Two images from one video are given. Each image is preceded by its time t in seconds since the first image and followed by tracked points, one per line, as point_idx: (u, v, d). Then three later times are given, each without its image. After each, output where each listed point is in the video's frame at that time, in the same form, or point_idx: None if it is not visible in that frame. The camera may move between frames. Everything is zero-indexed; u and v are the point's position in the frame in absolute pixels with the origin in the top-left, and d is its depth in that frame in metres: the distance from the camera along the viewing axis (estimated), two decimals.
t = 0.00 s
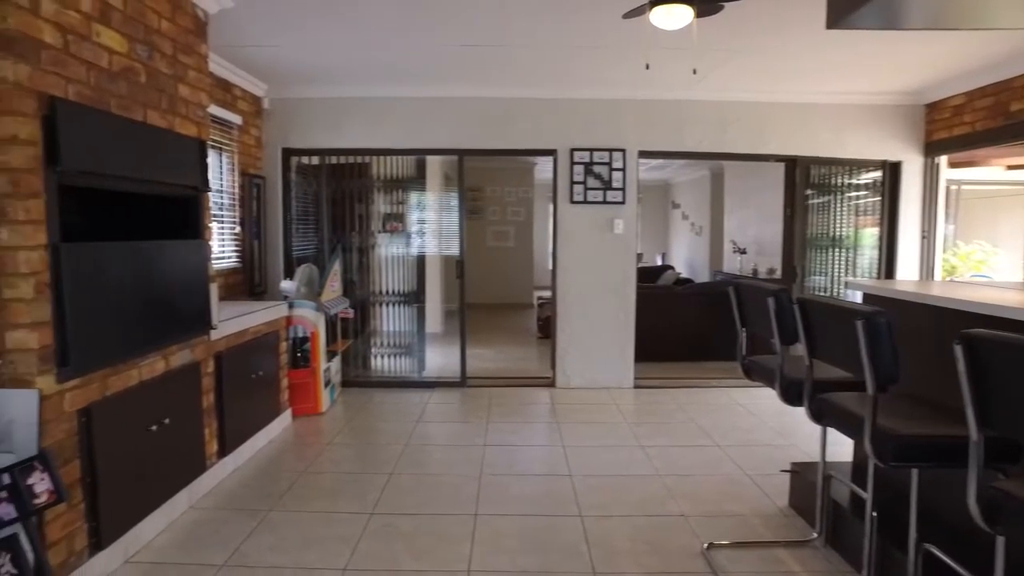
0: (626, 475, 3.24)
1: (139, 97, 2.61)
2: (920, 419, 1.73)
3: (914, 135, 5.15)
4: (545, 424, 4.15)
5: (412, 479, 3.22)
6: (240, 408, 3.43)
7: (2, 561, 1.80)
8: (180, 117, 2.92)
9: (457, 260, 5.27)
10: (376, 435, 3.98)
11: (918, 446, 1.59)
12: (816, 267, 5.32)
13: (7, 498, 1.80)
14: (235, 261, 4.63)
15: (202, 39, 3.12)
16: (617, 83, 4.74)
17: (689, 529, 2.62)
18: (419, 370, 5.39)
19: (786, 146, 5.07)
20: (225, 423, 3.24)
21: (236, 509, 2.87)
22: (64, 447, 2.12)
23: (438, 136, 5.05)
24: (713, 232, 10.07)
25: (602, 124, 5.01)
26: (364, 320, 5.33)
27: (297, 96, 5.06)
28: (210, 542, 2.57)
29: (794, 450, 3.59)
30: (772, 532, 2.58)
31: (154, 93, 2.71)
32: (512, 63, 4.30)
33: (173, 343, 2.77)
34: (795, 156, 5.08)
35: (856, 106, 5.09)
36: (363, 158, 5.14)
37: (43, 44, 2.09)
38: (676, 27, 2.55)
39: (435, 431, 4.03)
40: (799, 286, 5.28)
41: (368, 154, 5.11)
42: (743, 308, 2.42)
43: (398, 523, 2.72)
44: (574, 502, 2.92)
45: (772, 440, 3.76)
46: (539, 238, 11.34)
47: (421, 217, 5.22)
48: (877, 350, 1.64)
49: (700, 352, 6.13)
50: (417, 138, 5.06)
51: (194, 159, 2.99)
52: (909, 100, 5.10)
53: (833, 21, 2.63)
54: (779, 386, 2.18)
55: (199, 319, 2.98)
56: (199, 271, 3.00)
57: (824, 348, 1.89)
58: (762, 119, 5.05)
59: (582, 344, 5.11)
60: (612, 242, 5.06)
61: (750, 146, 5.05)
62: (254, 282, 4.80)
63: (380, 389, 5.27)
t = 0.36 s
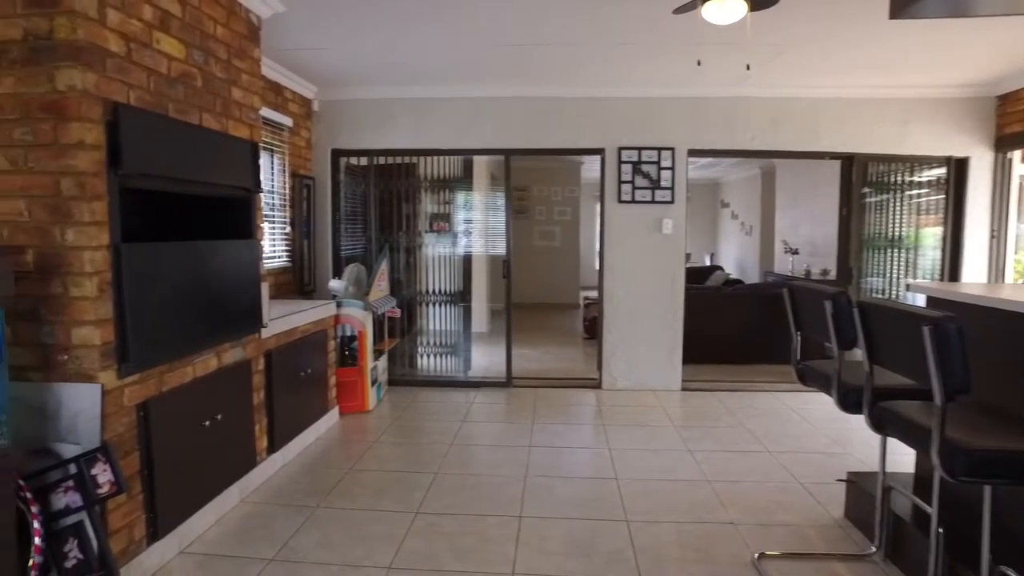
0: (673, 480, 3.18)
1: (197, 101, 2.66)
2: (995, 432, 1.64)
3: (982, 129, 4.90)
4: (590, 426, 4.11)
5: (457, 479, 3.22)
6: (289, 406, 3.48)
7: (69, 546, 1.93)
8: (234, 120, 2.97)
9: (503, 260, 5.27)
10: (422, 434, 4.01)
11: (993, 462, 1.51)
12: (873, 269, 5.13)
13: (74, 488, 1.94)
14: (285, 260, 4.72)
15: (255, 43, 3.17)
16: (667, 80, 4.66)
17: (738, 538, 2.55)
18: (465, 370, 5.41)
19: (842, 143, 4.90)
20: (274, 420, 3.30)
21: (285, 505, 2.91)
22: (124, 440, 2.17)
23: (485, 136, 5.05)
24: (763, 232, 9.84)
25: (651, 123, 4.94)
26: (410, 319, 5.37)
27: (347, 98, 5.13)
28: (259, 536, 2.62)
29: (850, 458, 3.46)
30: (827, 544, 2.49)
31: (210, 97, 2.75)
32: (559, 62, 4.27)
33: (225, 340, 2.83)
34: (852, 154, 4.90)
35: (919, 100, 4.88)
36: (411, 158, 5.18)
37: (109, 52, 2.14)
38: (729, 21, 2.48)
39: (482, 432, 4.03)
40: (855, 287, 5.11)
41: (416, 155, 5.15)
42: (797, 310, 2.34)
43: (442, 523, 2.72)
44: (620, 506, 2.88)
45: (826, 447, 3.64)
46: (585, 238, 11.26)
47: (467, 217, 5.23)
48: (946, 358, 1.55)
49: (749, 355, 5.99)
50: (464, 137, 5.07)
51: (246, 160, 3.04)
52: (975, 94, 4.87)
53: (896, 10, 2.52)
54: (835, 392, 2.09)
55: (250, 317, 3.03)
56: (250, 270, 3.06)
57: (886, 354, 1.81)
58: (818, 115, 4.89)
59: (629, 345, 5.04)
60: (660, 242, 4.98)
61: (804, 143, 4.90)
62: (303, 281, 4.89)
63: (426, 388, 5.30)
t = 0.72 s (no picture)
0: (711, 489, 3.08)
1: (229, 101, 2.64)
2: None
3: None
4: (624, 431, 4.02)
5: (488, 484, 3.17)
6: (321, 406, 3.47)
7: (101, 545, 1.93)
8: (266, 120, 2.97)
9: (537, 260, 5.20)
10: (453, 436, 3.97)
11: None
12: (922, 270, 4.93)
13: (106, 487, 1.93)
14: (318, 260, 4.73)
15: (288, 43, 3.15)
16: (705, 75, 4.54)
17: (779, 552, 2.45)
18: (498, 371, 5.36)
19: (889, 140, 4.72)
20: (306, 420, 3.28)
21: (315, 506, 2.89)
22: (156, 440, 2.16)
23: (519, 135, 5.00)
24: (804, 232, 9.59)
25: (688, 120, 4.82)
26: (442, 319, 5.34)
27: (381, 97, 5.12)
28: (289, 537, 2.60)
29: (897, 470, 3.31)
30: (875, 562, 2.37)
31: (242, 97, 2.74)
32: (596, 57, 4.19)
33: (257, 340, 2.82)
34: (901, 151, 4.72)
35: (972, 95, 4.67)
36: (445, 158, 5.16)
37: (144, 53, 2.12)
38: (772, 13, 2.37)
39: (514, 435, 3.98)
40: (902, 290, 4.91)
41: (450, 154, 5.12)
42: (843, 314, 2.23)
43: (472, 529, 2.67)
44: (655, 515, 2.80)
45: (872, 457, 3.49)
46: (620, 238, 11.12)
47: (500, 217, 5.19)
48: (1015, 371, 1.44)
49: (789, 359, 5.83)
50: (497, 137, 5.02)
51: (279, 160, 3.04)
52: None
53: None
54: (886, 402, 1.98)
55: (282, 317, 3.03)
56: (282, 270, 3.05)
57: (944, 365, 1.70)
58: (864, 111, 4.72)
59: (665, 348, 4.93)
60: (698, 242, 4.86)
61: (849, 140, 4.73)
62: (337, 281, 4.89)
63: (459, 389, 5.27)
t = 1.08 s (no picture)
0: (731, 503, 2.94)
1: (230, 97, 2.55)
2: None
3: None
4: (640, 439, 3.89)
5: (498, 496, 3.05)
6: (326, 412, 3.37)
7: (87, 564, 1.81)
8: (269, 117, 2.87)
9: (550, 261, 5.08)
10: (463, 443, 3.86)
11: None
12: (951, 272, 4.73)
13: (94, 503, 1.83)
14: (328, 261, 4.64)
15: (293, 38, 3.06)
16: (725, 70, 4.39)
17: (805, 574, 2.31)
18: (511, 375, 5.25)
19: (917, 137, 4.54)
20: (310, 427, 3.19)
21: (317, 519, 2.79)
22: (147, 452, 2.07)
23: (532, 133, 4.88)
24: (825, 232, 9.38)
25: (707, 117, 4.67)
26: (454, 322, 5.24)
27: (391, 95, 5.03)
28: (288, 552, 2.50)
29: (927, 484, 3.15)
30: None
31: (243, 94, 2.65)
32: (611, 51, 4.05)
33: (258, 346, 2.73)
34: (929, 148, 4.54)
35: (1005, 90, 4.48)
36: (457, 157, 5.05)
37: (136, 47, 2.02)
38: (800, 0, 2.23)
39: (525, 442, 3.85)
40: (930, 294, 4.71)
41: (462, 153, 5.02)
42: (878, 322, 2.09)
43: (480, 545, 2.56)
44: (672, 531, 2.67)
45: (900, 470, 3.33)
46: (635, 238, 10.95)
47: (513, 218, 5.07)
48: None
49: (811, 364, 5.66)
50: (510, 135, 4.90)
51: (283, 158, 2.94)
52: None
53: None
54: (925, 420, 1.86)
55: (285, 322, 2.93)
56: (285, 272, 2.95)
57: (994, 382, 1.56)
58: (890, 107, 4.54)
59: (682, 353, 4.79)
60: (717, 244, 4.71)
61: (875, 138, 4.56)
62: (347, 283, 4.80)
63: (470, 393, 5.16)
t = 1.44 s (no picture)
0: (738, 518, 2.78)
1: (207, 88, 2.40)
2: None
3: None
4: (643, 447, 3.73)
5: (493, 509, 2.90)
6: (314, 421, 3.23)
7: None
8: (252, 110, 2.71)
9: (550, 262, 4.92)
10: (458, 452, 3.70)
11: None
12: (964, 274, 4.56)
13: (49, 527, 1.67)
14: (320, 262, 4.49)
15: (278, 28, 2.90)
16: (731, 64, 4.24)
17: None
18: (509, 379, 5.09)
19: (931, 133, 4.38)
20: (296, 436, 3.04)
21: (301, 535, 2.64)
22: (111, 469, 1.92)
23: (531, 130, 4.72)
24: (830, 232, 9.21)
25: (713, 113, 4.52)
26: (451, 324, 5.09)
27: (386, 90, 4.87)
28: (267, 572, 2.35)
29: (945, 497, 3.00)
30: None
31: (222, 85, 2.49)
32: (613, 44, 3.90)
33: (238, 353, 2.58)
34: (943, 145, 4.38)
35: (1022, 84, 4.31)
36: (454, 154, 4.91)
37: (98, 32, 1.86)
38: None
39: (523, 451, 3.70)
40: (942, 296, 4.56)
41: (460, 151, 4.87)
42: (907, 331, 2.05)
43: (472, 564, 2.41)
44: (676, 549, 2.51)
45: (917, 482, 3.17)
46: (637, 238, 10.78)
47: (512, 218, 4.93)
48: None
49: (819, 368, 5.50)
50: (509, 131, 4.75)
51: (267, 154, 2.79)
52: None
53: None
54: (960, 439, 1.78)
55: (269, 327, 2.78)
56: (269, 275, 2.80)
57: None
58: (903, 102, 4.38)
59: (685, 357, 4.63)
60: (722, 244, 4.55)
61: (886, 134, 4.40)
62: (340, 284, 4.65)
63: (468, 398, 5.01)
